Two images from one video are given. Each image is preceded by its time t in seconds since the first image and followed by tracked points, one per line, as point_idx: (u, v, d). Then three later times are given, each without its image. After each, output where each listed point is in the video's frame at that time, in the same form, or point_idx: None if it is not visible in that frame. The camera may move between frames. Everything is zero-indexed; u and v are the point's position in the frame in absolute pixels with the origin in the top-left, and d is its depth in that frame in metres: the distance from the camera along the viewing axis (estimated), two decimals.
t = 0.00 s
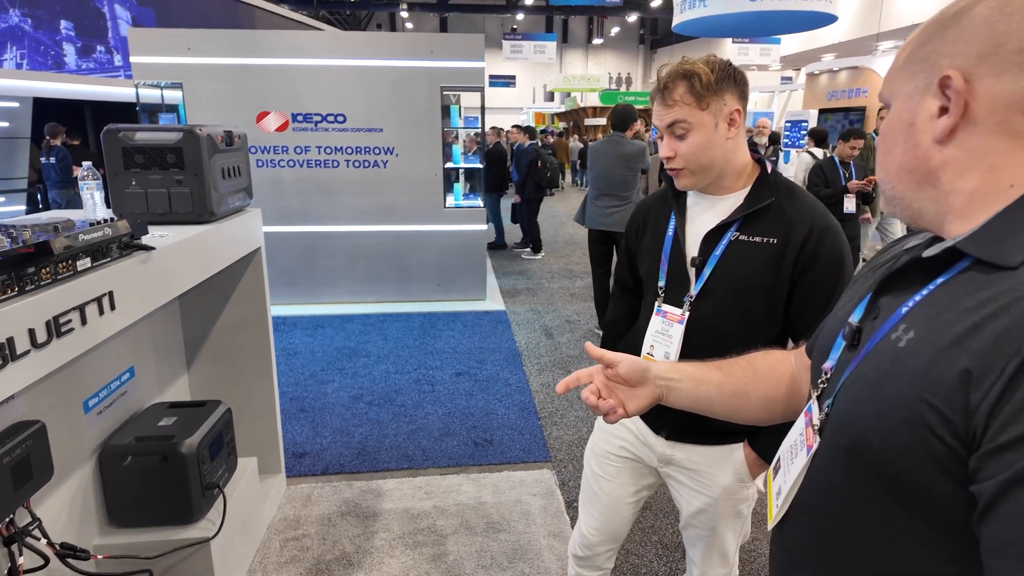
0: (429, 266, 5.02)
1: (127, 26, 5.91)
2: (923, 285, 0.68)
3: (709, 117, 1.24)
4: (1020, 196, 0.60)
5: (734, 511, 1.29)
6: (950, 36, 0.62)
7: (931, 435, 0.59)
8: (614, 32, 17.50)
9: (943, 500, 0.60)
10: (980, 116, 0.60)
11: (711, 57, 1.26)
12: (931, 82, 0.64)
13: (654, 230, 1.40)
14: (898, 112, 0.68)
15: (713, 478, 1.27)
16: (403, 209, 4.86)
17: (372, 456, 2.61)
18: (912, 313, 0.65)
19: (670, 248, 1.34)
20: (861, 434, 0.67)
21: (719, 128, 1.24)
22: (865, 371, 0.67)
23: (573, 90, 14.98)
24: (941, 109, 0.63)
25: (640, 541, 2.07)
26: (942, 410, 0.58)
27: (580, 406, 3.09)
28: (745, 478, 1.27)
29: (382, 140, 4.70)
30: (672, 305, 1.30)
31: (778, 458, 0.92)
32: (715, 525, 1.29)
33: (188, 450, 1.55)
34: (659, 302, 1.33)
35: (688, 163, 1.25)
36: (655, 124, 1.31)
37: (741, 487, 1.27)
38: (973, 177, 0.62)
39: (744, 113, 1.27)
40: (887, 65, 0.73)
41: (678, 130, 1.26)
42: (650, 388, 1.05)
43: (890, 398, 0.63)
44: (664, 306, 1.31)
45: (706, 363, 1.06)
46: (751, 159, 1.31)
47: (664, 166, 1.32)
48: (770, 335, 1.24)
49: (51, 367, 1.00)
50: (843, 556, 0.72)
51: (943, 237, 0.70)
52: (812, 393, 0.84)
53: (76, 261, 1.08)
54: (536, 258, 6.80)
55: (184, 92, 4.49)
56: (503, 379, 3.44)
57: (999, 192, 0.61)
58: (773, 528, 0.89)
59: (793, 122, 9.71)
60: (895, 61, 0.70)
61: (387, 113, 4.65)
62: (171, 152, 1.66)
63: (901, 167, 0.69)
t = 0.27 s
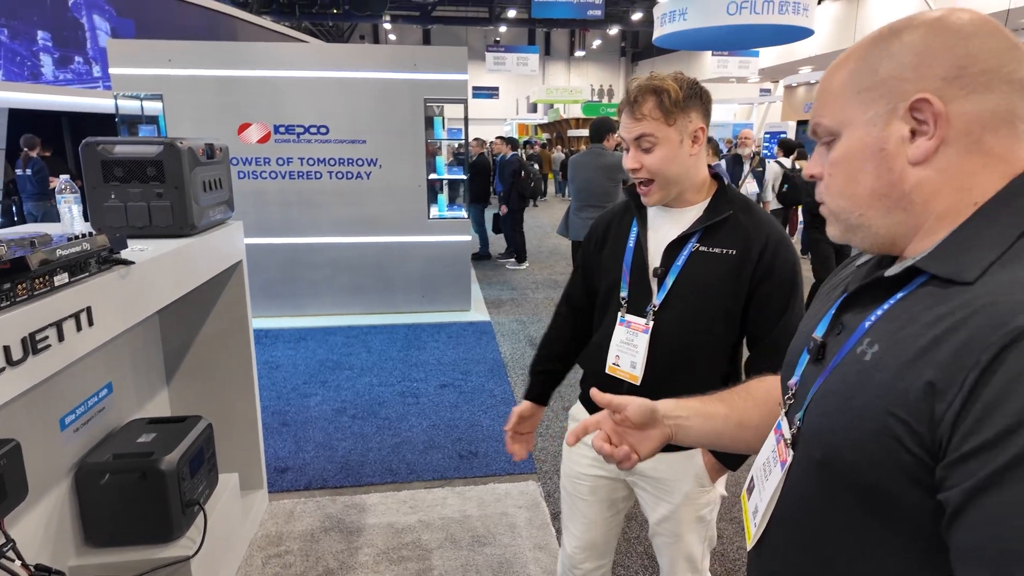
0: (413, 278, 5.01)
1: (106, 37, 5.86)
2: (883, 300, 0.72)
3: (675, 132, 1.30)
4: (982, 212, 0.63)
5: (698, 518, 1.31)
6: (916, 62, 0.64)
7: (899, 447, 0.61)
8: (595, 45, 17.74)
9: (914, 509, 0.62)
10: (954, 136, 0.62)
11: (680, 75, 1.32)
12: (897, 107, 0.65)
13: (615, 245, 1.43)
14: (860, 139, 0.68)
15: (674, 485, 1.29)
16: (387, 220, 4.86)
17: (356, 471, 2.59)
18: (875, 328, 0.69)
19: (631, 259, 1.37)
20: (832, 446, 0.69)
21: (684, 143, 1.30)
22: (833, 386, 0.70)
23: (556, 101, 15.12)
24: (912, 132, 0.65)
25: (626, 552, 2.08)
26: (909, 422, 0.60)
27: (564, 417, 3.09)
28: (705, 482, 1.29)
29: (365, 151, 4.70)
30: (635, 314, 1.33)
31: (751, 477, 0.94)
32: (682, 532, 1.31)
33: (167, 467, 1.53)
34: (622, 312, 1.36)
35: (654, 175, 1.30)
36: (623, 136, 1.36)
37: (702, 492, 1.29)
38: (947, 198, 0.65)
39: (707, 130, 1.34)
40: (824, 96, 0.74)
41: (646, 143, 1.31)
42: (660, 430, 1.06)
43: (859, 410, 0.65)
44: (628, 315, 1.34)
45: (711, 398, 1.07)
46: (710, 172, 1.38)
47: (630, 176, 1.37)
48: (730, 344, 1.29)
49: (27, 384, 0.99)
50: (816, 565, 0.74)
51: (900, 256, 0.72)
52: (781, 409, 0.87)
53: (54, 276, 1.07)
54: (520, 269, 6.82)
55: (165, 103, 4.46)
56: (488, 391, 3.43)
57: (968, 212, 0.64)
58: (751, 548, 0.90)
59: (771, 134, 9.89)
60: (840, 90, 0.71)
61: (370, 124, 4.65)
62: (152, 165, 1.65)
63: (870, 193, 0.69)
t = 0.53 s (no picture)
0: (400, 287, 5.00)
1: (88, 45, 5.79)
2: (824, 310, 0.79)
3: (623, 142, 1.36)
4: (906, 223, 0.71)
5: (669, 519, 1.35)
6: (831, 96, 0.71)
7: (858, 441, 0.67)
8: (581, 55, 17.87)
9: (877, 497, 0.68)
10: (870, 161, 0.70)
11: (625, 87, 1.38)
12: (820, 138, 0.71)
13: (569, 251, 1.46)
14: (790, 170, 0.74)
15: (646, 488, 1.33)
16: (374, 229, 4.84)
17: (342, 482, 2.56)
18: (823, 334, 0.75)
19: (588, 266, 1.42)
20: (799, 448, 0.74)
21: (632, 152, 1.36)
22: (791, 391, 0.76)
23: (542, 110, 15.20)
24: (835, 159, 0.71)
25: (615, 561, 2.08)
26: (865, 418, 0.66)
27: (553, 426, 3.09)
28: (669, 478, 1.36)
29: (352, 160, 4.70)
30: (596, 320, 1.38)
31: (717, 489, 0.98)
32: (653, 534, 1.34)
33: (150, 482, 1.50)
34: (581, 319, 1.40)
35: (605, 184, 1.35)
36: (573, 147, 1.41)
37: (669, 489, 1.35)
38: (874, 215, 0.72)
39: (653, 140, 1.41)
40: (742, 134, 0.79)
41: (595, 154, 1.36)
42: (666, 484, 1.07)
43: (819, 411, 0.71)
44: (587, 321, 1.39)
45: (702, 438, 1.11)
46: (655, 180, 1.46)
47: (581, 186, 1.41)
48: (685, 342, 1.37)
49: (6, 398, 0.97)
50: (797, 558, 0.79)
51: (833, 268, 0.80)
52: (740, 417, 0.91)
53: (34, 288, 1.06)
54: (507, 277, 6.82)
55: (148, 112, 4.42)
56: (476, 400, 3.42)
57: (891, 225, 0.72)
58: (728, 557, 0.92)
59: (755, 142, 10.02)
60: (760, 128, 0.76)
61: (356, 133, 4.65)
62: (135, 175, 1.64)
63: (807, 218, 0.74)
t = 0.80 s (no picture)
0: (389, 294, 4.98)
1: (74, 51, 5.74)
2: (776, 308, 0.87)
3: (584, 154, 1.37)
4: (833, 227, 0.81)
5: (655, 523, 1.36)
6: (755, 123, 0.80)
7: (825, 417, 0.73)
8: (570, 63, 17.97)
9: (847, 467, 0.74)
10: (793, 177, 0.80)
11: (582, 100, 1.40)
12: (749, 161, 0.81)
13: (536, 259, 1.47)
14: (727, 191, 0.83)
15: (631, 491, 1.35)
16: (363, 236, 4.83)
17: (332, 491, 2.54)
18: (779, 329, 0.82)
19: (556, 275, 1.43)
20: (774, 433, 0.80)
21: (592, 164, 1.38)
22: (759, 382, 0.82)
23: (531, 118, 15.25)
24: (764, 178, 0.81)
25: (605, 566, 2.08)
26: (827, 396, 0.73)
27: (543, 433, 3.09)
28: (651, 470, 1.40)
29: (341, 167, 4.68)
30: (570, 327, 1.40)
31: (692, 486, 1.04)
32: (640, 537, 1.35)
33: (137, 492, 1.48)
34: (555, 328, 1.41)
35: (568, 196, 1.37)
36: (534, 161, 1.41)
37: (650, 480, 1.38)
38: (804, 224, 0.82)
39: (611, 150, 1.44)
40: (683, 160, 0.87)
41: (557, 167, 1.37)
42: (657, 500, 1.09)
43: (787, 395, 0.77)
44: (563, 329, 1.40)
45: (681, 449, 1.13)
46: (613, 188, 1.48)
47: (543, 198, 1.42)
48: (653, 342, 1.42)
49: None
50: (780, 537, 0.84)
51: (775, 272, 0.89)
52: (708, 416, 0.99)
53: (19, 297, 1.04)
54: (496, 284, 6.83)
55: (134, 119, 4.39)
56: (466, 407, 3.41)
57: (819, 230, 0.82)
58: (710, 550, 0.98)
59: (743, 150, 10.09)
60: (697, 155, 0.85)
61: (345, 140, 4.64)
62: (122, 183, 1.62)
63: (746, 231, 0.83)
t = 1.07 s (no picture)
0: (382, 299, 4.97)
1: (65, 56, 5.72)
2: (754, 306, 0.88)
3: (581, 158, 1.37)
4: (802, 227, 0.84)
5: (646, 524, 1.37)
6: (721, 135, 0.83)
7: (811, 400, 0.75)
8: (562, 69, 18.06)
9: (834, 447, 0.76)
10: (761, 183, 0.83)
11: (580, 104, 1.41)
12: (719, 170, 0.83)
13: (527, 263, 1.46)
14: (700, 199, 0.85)
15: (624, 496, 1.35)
16: (356, 241, 4.82)
17: (325, 497, 2.53)
18: (760, 322, 0.84)
19: (548, 279, 1.43)
20: (762, 419, 0.81)
21: (590, 168, 1.39)
22: (745, 372, 0.83)
23: (524, 123, 15.30)
24: (733, 186, 0.83)
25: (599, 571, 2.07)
26: (813, 379, 0.75)
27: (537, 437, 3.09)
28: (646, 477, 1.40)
29: (334, 172, 4.68)
30: (562, 331, 1.40)
31: (681, 486, 1.05)
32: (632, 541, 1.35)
33: (127, 499, 1.46)
34: (547, 332, 1.42)
35: (565, 199, 1.37)
36: (531, 163, 1.41)
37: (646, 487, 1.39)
38: (774, 227, 0.85)
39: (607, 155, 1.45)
40: (655, 172, 0.89)
41: (555, 170, 1.37)
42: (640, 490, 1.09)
43: (772, 381, 0.79)
44: (554, 334, 1.40)
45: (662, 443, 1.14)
46: (607, 192, 1.49)
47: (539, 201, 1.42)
48: (642, 346, 1.42)
49: None
50: (772, 526, 0.85)
51: (749, 274, 0.91)
52: (691, 414, 1.01)
53: (10, 301, 1.04)
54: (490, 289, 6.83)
55: (126, 124, 4.37)
56: (460, 412, 3.41)
57: (789, 232, 0.85)
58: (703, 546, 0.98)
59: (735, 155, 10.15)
60: (669, 166, 0.87)
61: (338, 145, 4.64)
62: (113, 188, 1.62)
63: (720, 237, 0.85)
